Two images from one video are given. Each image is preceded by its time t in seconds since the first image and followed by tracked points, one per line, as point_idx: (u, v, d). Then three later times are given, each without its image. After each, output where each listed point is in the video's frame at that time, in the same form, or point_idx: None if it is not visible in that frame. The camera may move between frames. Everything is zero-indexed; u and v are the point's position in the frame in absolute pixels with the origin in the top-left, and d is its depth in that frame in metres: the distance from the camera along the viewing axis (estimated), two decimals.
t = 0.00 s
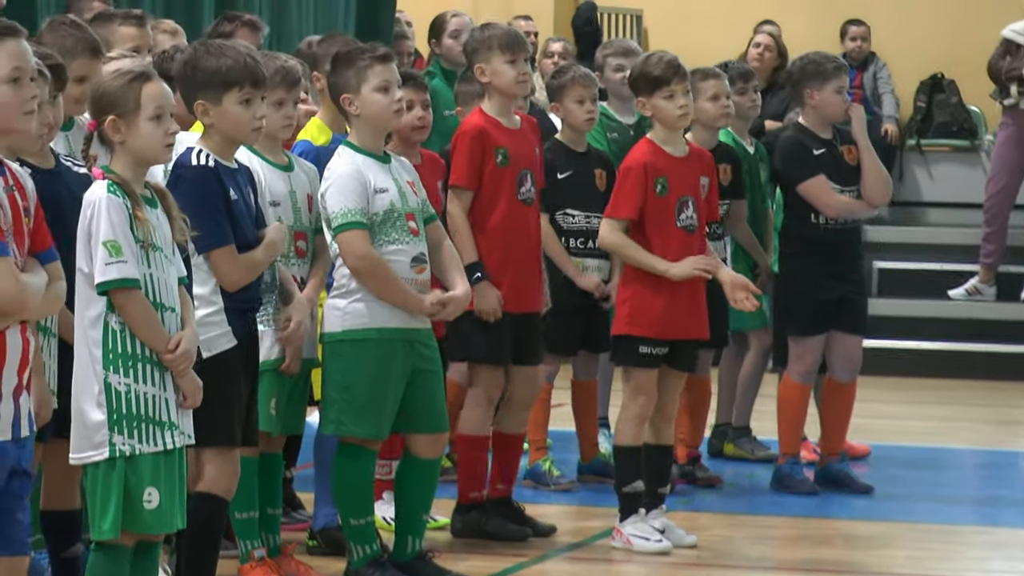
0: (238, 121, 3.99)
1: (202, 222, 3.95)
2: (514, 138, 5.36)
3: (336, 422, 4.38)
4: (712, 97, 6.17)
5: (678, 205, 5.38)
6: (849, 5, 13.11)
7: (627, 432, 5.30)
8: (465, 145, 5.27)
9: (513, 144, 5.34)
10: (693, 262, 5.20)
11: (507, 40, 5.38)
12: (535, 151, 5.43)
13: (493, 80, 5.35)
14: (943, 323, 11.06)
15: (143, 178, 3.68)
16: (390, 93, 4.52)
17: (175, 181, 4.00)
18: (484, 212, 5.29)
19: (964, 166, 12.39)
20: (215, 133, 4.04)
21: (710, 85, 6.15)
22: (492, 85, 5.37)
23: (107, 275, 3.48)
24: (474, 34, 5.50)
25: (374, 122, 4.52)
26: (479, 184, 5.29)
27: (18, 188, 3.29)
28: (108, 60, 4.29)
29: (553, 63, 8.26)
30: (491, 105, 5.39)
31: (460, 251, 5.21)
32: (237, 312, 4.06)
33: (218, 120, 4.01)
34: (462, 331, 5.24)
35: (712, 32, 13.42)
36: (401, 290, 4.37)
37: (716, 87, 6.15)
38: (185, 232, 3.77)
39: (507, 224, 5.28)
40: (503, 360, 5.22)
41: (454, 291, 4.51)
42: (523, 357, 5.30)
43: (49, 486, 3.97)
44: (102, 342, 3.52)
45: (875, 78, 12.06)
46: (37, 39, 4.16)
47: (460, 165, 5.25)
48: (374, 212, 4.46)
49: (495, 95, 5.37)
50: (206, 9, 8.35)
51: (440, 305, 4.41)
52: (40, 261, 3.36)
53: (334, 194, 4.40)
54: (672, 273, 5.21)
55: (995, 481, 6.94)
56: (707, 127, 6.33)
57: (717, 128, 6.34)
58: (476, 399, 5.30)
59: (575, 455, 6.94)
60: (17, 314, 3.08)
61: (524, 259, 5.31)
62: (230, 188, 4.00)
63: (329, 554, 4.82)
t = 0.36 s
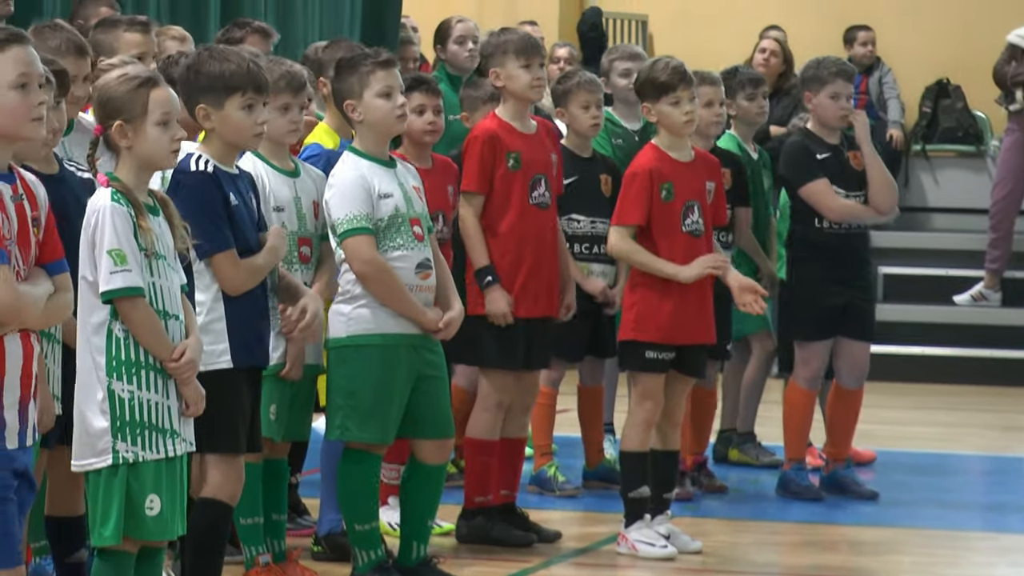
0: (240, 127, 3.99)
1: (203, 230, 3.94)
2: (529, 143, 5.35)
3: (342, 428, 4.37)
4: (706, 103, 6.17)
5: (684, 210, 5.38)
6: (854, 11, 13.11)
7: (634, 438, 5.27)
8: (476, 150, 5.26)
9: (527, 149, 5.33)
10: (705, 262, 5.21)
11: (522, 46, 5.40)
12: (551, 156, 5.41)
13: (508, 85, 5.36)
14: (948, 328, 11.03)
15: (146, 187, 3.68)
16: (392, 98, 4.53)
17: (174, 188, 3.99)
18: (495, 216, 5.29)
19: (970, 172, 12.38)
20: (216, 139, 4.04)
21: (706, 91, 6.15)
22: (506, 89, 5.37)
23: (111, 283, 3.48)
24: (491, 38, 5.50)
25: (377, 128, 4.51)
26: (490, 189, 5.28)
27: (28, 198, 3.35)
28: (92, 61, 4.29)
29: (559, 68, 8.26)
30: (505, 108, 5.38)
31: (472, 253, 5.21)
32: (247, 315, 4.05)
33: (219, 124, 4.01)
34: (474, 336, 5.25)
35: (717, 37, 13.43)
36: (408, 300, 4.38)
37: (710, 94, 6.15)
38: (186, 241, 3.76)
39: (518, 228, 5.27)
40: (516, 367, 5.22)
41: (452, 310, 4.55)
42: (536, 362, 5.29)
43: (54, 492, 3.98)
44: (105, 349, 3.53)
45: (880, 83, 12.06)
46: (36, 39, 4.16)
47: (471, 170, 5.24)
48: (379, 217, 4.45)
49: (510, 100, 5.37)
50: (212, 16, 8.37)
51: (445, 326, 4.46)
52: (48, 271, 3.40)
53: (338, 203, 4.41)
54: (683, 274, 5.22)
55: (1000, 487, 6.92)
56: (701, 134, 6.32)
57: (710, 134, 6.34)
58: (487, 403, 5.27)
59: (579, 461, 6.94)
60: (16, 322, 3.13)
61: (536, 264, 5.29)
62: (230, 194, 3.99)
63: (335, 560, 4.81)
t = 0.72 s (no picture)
0: (243, 134, 4.00)
1: (211, 237, 3.92)
2: (538, 149, 5.36)
3: (347, 434, 4.36)
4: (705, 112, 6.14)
5: (691, 216, 5.38)
6: (860, 18, 13.10)
7: (642, 444, 5.27)
8: (485, 154, 5.27)
9: (536, 155, 5.33)
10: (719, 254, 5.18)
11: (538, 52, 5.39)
12: (561, 163, 5.42)
13: (515, 92, 5.38)
14: (956, 335, 11.01)
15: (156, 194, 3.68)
16: (400, 104, 4.53)
17: (181, 194, 3.98)
18: (504, 220, 5.30)
19: (977, 178, 12.35)
20: (218, 146, 4.03)
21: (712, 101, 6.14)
22: (515, 96, 5.39)
23: (122, 290, 3.48)
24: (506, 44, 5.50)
25: (385, 134, 4.52)
26: (498, 193, 5.29)
27: (37, 205, 3.36)
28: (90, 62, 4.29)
29: (566, 75, 8.26)
30: (516, 116, 5.41)
31: (472, 256, 5.22)
32: (256, 321, 4.06)
33: (222, 131, 4.01)
34: (482, 341, 5.26)
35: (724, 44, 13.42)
36: (416, 305, 4.38)
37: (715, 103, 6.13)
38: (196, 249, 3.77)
39: (527, 233, 5.27)
40: (524, 374, 5.24)
41: (456, 318, 4.56)
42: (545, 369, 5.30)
43: (61, 499, 3.98)
44: (114, 356, 3.53)
45: (888, 90, 12.05)
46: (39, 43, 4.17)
47: (479, 173, 5.25)
48: (387, 222, 4.46)
49: (520, 107, 5.39)
50: (219, 24, 8.39)
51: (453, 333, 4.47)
52: (56, 280, 3.39)
53: (345, 205, 4.40)
54: (693, 274, 5.22)
55: (1008, 494, 6.90)
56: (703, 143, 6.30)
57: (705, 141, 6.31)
58: (495, 410, 5.27)
59: (588, 468, 6.93)
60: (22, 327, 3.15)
61: (547, 270, 5.28)
62: (236, 199, 3.98)
63: (342, 566, 4.81)
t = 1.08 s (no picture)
0: (315, 124, 4.01)
1: (288, 226, 3.96)
2: (614, 141, 5.33)
3: (420, 424, 4.38)
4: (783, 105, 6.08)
5: (761, 207, 5.33)
6: (932, 6, 12.93)
7: (715, 434, 5.23)
8: (559, 144, 5.24)
9: (610, 147, 5.31)
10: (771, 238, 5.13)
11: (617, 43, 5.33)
12: (636, 155, 5.39)
13: (590, 84, 5.34)
14: None
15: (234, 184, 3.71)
16: (472, 95, 4.54)
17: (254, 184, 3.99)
18: (576, 211, 5.29)
19: None
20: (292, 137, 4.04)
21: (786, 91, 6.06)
22: (590, 87, 5.35)
23: (202, 280, 3.52)
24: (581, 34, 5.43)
25: (457, 125, 4.52)
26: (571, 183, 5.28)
27: (108, 195, 3.44)
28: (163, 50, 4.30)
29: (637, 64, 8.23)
30: (592, 106, 5.37)
31: (543, 240, 5.18)
32: (328, 313, 4.07)
33: (296, 122, 4.01)
34: (554, 332, 5.25)
35: (793, 33, 13.30)
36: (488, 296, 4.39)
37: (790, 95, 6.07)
38: (273, 239, 3.79)
39: (600, 223, 5.26)
40: (598, 363, 5.22)
41: (527, 309, 4.56)
42: (618, 358, 5.27)
43: (135, 487, 4.00)
44: (194, 345, 3.57)
45: (961, 80, 11.89)
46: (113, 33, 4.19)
47: (553, 164, 5.23)
48: (460, 213, 4.47)
49: (594, 98, 5.36)
50: (290, 15, 8.53)
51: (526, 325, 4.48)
52: (131, 269, 3.50)
53: (417, 196, 4.41)
54: (762, 271, 5.19)
55: None
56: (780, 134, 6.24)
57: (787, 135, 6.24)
58: (569, 400, 5.25)
59: (660, 458, 6.91)
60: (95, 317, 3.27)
61: (619, 262, 5.27)
62: (310, 190, 4.00)
63: (415, 556, 4.83)
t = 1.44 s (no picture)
0: (362, 125, 4.03)
1: (333, 226, 3.95)
2: (654, 140, 5.31)
3: (462, 424, 4.38)
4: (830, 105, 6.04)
5: (800, 207, 5.32)
6: (975, 7, 12.83)
7: (754, 435, 5.23)
8: (600, 145, 5.23)
9: (651, 146, 5.29)
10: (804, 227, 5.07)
11: (675, 59, 5.28)
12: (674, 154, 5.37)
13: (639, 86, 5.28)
14: None
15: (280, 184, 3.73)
16: (516, 96, 4.54)
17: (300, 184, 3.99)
18: (619, 211, 5.27)
19: None
20: (337, 135, 4.08)
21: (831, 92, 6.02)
22: (638, 89, 5.29)
23: (248, 280, 3.54)
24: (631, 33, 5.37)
25: (500, 124, 4.53)
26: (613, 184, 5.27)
27: (147, 196, 3.45)
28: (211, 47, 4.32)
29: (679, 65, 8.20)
30: (632, 106, 5.36)
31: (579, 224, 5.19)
32: (369, 316, 4.06)
33: (342, 122, 4.04)
34: (597, 331, 5.25)
35: (835, 33, 13.22)
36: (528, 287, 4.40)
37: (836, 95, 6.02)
38: (316, 238, 3.82)
39: (643, 224, 5.23)
40: (642, 364, 5.21)
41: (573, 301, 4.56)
42: (661, 358, 5.26)
43: (178, 486, 4.00)
44: (240, 345, 3.60)
45: (1005, 81, 11.79)
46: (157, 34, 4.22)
47: (594, 166, 5.22)
48: (502, 214, 4.47)
49: (638, 98, 5.33)
50: (333, 14, 8.61)
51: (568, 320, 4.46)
52: (170, 270, 3.51)
53: (462, 195, 4.41)
54: (812, 269, 5.15)
55: None
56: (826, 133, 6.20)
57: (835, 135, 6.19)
58: (611, 400, 5.24)
59: (702, 458, 6.89)
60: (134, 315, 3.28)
61: (663, 263, 5.25)
62: (355, 192, 4.00)
63: (458, 556, 4.83)
